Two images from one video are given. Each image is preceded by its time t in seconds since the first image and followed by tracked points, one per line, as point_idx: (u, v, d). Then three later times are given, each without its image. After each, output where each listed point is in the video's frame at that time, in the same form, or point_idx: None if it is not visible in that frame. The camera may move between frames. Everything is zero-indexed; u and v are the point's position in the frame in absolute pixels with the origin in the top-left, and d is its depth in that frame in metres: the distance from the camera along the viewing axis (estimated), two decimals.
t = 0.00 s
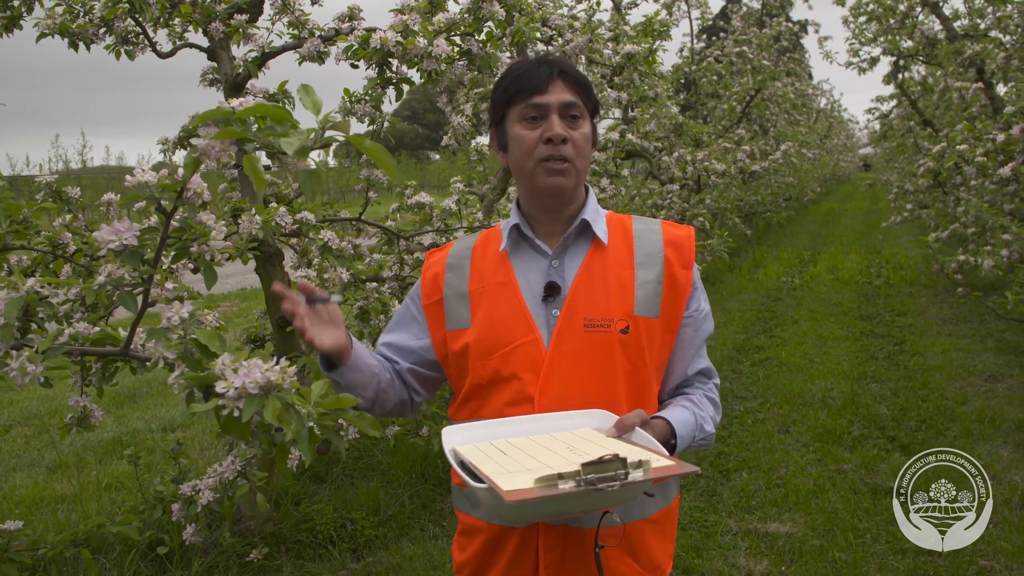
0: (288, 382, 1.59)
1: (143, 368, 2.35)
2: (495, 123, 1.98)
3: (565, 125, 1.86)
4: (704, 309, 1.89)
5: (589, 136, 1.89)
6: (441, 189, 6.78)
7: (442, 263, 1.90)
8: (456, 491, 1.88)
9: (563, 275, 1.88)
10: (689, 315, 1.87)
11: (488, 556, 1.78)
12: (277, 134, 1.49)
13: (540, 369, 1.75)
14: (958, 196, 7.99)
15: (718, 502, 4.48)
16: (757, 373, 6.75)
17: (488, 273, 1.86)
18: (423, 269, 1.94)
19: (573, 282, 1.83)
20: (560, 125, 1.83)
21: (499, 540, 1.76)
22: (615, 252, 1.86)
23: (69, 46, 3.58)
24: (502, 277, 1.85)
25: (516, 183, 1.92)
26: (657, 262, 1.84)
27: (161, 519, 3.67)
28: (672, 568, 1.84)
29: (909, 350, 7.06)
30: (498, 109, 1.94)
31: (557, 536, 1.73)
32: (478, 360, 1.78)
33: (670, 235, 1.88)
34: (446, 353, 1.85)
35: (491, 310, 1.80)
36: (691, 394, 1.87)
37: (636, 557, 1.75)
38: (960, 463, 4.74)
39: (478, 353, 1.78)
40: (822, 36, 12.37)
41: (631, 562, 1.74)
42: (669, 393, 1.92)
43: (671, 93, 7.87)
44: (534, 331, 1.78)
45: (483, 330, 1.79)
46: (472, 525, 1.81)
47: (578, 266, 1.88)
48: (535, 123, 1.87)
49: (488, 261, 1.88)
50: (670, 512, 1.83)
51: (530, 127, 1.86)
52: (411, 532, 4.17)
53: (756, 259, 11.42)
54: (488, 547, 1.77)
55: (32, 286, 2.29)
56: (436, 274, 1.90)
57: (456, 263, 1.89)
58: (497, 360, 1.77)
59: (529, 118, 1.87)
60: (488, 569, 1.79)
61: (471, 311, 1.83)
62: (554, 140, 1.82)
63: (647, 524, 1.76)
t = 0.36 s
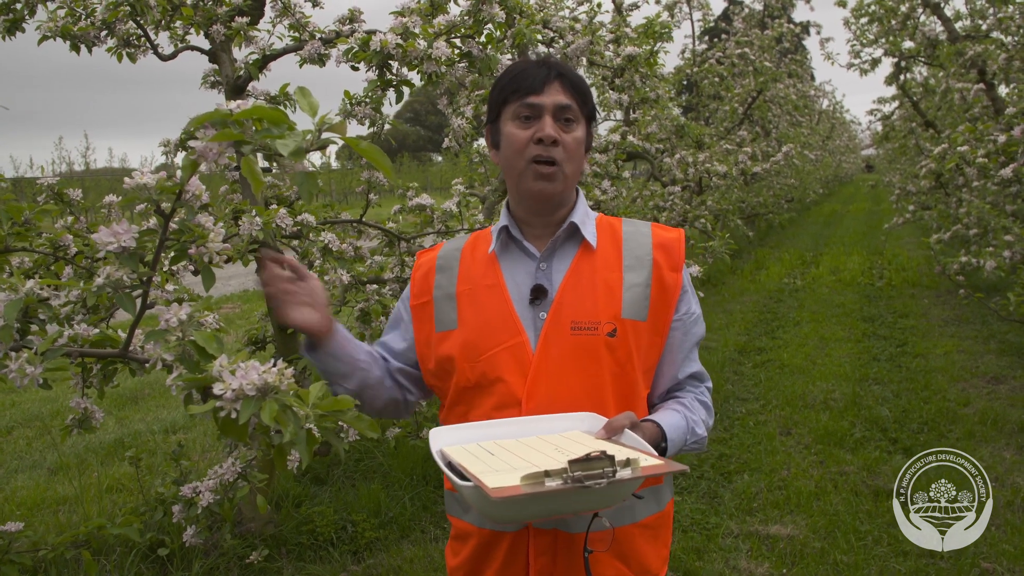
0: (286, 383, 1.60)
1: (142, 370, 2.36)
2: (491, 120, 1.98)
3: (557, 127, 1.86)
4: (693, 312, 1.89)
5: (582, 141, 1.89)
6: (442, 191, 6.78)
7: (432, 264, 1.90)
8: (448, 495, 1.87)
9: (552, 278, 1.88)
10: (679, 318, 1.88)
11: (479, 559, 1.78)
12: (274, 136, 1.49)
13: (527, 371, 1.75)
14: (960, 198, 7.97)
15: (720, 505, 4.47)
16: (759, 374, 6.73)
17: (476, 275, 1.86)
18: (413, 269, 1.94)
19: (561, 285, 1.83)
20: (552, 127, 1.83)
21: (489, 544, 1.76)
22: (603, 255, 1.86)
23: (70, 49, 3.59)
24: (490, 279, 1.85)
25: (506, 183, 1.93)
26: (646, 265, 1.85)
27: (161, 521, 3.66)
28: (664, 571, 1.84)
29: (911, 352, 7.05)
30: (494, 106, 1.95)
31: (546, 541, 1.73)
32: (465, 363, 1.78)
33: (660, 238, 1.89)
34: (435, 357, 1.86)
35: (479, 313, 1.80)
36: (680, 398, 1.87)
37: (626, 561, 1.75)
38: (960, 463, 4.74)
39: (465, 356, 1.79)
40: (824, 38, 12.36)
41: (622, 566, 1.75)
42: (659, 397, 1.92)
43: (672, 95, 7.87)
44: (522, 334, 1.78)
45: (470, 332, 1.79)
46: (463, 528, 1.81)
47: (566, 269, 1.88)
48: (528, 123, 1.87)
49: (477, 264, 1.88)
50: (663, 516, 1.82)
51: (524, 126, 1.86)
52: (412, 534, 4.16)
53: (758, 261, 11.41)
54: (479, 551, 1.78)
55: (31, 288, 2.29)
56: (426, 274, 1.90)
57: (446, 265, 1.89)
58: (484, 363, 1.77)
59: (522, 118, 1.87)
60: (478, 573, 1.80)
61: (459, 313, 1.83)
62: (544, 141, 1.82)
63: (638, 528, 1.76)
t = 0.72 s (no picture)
0: (287, 387, 1.60)
1: (145, 374, 2.36)
2: (513, 112, 1.97)
3: (577, 140, 1.86)
4: (687, 317, 1.91)
5: (594, 159, 1.90)
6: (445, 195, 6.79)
7: (425, 269, 1.87)
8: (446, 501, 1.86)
9: (550, 284, 1.88)
10: (674, 323, 1.89)
11: (482, 567, 1.78)
12: (277, 141, 1.50)
13: (529, 379, 1.75)
14: (963, 202, 7.96)
15: (722, 509, 4.46)
16: (762, 378, 6.72)
17: (471, 281, 1.83)
18: (405, 273, 1.90)
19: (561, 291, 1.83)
20: (572, 139, 1.83)
21: (492, 552, 1.76)
22: (601, 262, 1.87)
23: (74, 53, 3.60)
24: (486, 286, 1.83)
25: (513, 179, 1.92)
26: (643, 272, 1.86)
27: (164, 525, 3.65)
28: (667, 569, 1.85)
29: (913, 356, 7.03)
30: (522, 98, 1.94)
31: (550, 545, 1.73)
32: (465, 371, 1.78)
33: (655, 244, 1.91)
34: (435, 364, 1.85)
35: (477, 319, 1.79)
36: (674, 402, 1.89)
37: (630, 562, 1.75)
38: (960, 463, 4.76)
39: (464, 363, 1.78)
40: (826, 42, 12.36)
41: (625, 567, 1.75)
42: (653, 400, 1.95)
43: (675, 99, 7.87)
44: (522, 341, 1.77)
45: (469, 339, 1.78)
46: (465, 536, 1.80)
47: (564, 276, 1.88)
48: (550, 127, 1.86)
49: (471, 269, 1.86)
50: (663, 516, 1.83)
51: (545, 129, 1.86)
52: (414, 538, 4.16)
53: (761, 265, 11.40)
54: (482, 559, 1.77)
55: (36, 292, 2.30)
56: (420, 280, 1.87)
57: (439, 270, 1.86)
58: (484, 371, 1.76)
59: (547, 120, 1.87)
60: None
61: (458, 321, 1.81)
62: (561, 150, 1.82)
63: (640, 529, 1.77)
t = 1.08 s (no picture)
0: (292, 386, 1.59)
1: (148, 372, 2.36)
2: (519, 115, 1.94)
3: (587, 154, 1.85)
4: (691, 317, 1.94)
5: (602, 169, 1.90)
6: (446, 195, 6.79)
7: (430, 269, 1.84)
8: (448, 503, 1.84)
9: (561, 284, 1.89)
10: (680, 324, 1.92)
11: (490, 568, 1.77)
12: (281, 139, 1.50)
13: (541, 379, 1.75)
14: (965, 203, 7.96)
15: (724, 509, 4.46)
16: (763, 379, 6.72)
17: (480, 280, 1.82)
18: (408, 272, 1.87)
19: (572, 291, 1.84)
20: (583, 155, 1.82)
21: (501, 554, 1.75)
22: (610, 263, 1.88)
23: (76, 52, 3.60)
24: (495, 286, 1.82)
25: (521, 189, 1.92)
26: (651, 273, 1.87)
27: (166, 524, 3.65)
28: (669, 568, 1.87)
29: (915, 356, 7.03)
30: (529, 104, 1.90)
31: (562, 544, 1.74)
32: (475, 371, 1.76)
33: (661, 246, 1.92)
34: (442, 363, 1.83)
35: (487, 320, 1.78)
36: (679, 399, 1.91)
37: (638, 561, 1.77)
38: (961, 463, 4.76)
39: (475, 364, 1.76)
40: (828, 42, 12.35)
41: (634, 566, 1.76)
42: (658, 399, 1.96)
43: (677, 99, 7.86)
44: (535, 341, 1.77)
45: (480, 340, 1.76)
46: (471, 537, 1.79)
47: (574, 276, 1.89)
48: (559, 141, 1.85)
49: (479, 268, 1.84)
50: (665, 513, 1.86)
51: (554, 143, 1.84)
52: (416, 537, 4.16)
53: (762, 265, 11.40)
54: (490, 560, 1.76)
55: (39, 291, 2.30)
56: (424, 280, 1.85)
57: (445, 269, 1.84)
58: (496, 372, 1.75)
59: (556, 133, 1.85)
60: None
61: (466, 321, 1.79)
62: (570, 168, 1.82)
63: (648, 527, 1.79)
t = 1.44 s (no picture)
0: (296, 386, 1.59)
1: (150, 371, 2.36)
2: (520, 114, 1.94)
3: (588, 152, 1.85)
4: (694, 316, 1.94)
5: (605, 166, 1.90)
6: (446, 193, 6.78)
7: (433, 268, 1.84)
8: (451, 503, 1.84)
9: (564, 283, 1.88)
10: (682, 323, 1.92)
11: (492, 567, 1.76)
12: (287, 139, 1.50)
13: (544, 379, 1.75)
14: (965, 202, 7.96)
15: (724, 507, 4.46)
16: (763, 378, 6.72)
17: (483, 279, 1.82)
18: (410, 270, 1.86)
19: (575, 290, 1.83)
20: (584, 153, 1.82)
21: (504, 552, 1.75)
22: (613, 262, 1.88)
23: (77, 50, 3.59)
24: (498, 285, 1.81)
25: (523, 188, 1.92)
26: (654, 272, 1.87)
27: (166, 522, 3.64)
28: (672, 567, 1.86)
29: (915, 356, 7.04)
30: (530, 103, 1.90)
31: (564, 544, 1.74)
32: (478, 370, 1.76)
33: (664, 245, 1.92)
34: (444, 362, 1.83)
35: (490, 319, 1.77)
36: (682, 398, 1.90)
37: (640, 560, 1.77)
38: (960, 463, 4.76)
39: (478, 363, 1.76)
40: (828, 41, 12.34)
41: (636, 565, 1.76)
42: (660, 398, 1.95)
43: (677, 98, 7.85)
44: (537, 340, 1.77)
45: (483, 340, 1.76)
46: (474, 536, 1.79)
47: (577, 275, 1.88)
48: (561, 140, 1.85)
49: (482, 267, 1.84)
50: (668, 513, 1.85)
51: (555, 142, 1.84)
52: (416, 536, 4.16)
53: (762, 264, 11.40)
54: (493, 559, 1.76)
55: (41, 290, 2.29)
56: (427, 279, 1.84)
57: (448, 268, 1.83)
58: (499, 371, 1.75)
59: (557, 132, 1.85)
60: None
61: (469, 320, 1.79)
62: (572, 167, 1.82)
63: (650, 526, 1.79)
